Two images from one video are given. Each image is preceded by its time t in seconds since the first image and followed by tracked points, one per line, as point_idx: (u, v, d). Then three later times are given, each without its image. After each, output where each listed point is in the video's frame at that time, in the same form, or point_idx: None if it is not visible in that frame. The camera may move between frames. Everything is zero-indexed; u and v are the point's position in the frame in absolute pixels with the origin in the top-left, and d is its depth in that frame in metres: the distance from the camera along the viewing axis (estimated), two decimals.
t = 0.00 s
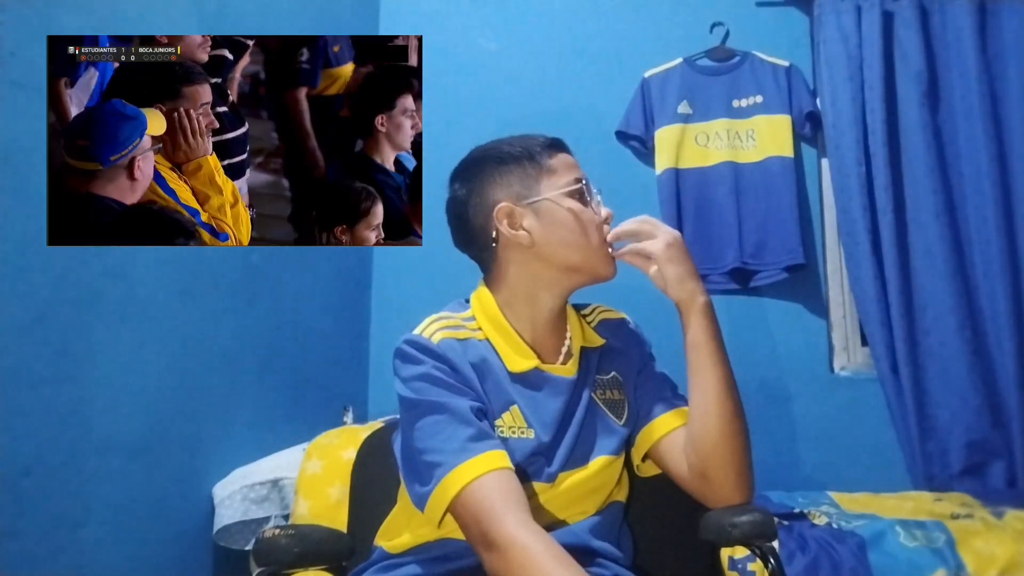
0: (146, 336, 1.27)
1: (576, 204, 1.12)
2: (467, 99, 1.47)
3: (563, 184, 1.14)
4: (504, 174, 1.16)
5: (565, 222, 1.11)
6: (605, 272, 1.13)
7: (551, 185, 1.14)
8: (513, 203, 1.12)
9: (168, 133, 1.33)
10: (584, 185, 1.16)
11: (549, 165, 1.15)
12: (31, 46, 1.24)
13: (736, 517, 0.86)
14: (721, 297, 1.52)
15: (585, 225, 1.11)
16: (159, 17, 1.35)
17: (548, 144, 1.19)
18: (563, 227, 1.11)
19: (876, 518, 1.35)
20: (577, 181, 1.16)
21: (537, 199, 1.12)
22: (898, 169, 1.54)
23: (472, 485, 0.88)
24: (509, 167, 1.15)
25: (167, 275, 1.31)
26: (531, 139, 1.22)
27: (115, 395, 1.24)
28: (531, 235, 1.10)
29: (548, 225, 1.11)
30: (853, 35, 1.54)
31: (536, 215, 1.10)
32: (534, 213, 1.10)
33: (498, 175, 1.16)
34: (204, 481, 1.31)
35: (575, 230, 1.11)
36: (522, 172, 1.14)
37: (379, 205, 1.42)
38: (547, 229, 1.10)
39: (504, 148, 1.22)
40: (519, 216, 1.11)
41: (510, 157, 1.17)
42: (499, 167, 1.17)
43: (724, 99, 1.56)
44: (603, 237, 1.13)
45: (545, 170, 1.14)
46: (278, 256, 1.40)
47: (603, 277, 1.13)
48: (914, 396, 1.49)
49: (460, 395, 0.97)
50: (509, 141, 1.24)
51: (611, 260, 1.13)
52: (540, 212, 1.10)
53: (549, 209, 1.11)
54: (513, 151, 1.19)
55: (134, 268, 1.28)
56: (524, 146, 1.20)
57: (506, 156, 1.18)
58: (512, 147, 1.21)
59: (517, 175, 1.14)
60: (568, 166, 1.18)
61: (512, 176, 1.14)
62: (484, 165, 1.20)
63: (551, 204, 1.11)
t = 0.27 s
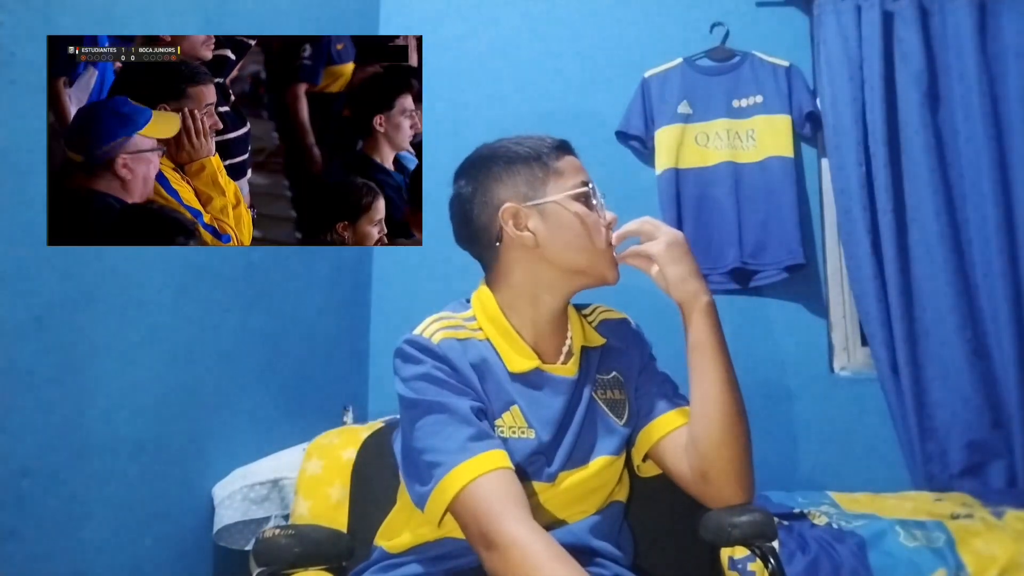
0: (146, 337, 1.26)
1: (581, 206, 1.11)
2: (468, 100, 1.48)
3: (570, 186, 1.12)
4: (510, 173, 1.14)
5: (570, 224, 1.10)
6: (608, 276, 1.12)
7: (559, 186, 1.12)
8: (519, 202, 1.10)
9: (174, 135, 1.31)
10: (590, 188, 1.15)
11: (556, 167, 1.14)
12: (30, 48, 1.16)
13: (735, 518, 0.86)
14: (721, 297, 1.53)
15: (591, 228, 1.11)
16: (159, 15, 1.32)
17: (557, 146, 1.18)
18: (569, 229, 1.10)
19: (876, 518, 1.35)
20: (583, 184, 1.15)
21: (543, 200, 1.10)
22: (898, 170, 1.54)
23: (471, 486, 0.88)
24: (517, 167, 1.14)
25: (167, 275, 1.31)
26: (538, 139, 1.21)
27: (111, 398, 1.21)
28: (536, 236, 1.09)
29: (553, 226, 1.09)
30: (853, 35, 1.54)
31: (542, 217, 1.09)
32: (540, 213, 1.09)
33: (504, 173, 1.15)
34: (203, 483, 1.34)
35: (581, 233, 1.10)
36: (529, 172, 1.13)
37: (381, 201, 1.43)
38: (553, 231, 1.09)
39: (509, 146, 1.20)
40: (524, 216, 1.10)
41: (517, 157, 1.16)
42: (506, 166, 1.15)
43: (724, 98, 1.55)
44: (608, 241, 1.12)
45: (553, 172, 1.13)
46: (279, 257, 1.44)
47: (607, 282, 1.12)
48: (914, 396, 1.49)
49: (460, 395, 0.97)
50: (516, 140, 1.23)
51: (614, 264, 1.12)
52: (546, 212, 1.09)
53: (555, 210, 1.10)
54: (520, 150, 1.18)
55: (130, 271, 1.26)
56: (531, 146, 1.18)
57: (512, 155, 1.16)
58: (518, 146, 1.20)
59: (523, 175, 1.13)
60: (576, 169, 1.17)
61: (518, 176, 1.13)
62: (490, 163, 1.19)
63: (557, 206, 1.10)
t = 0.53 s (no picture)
0: (146, 337, 1.26)
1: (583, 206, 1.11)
2: (472, 104, 1.50)
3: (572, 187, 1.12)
4: (513, 172, 1.13)
5: (572, 224, 1.09)
6: (611, 277, 1.10)
7: (562, 186, 1.12)
8: (522, 203, 1.10)
9: (177, 134, 1.31)
10: (593, 188, 1.14)
11: (559, 167, 1.13)
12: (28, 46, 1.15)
13: (734, 518, 0.86)
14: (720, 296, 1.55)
15: (593, 230, 1.09)
16: (159, 15, 1.32)
17: (559, 146, 1.17)
18: (571, 229, 1.09)
19: (876, 518, 1.35)
20: (585, 185, 1.14)
21: (546, 200, 1.10)
22: (898, 169, 1.54)
23: (472, 483, 0.88)
24: (518, 166, 1.13)
25: (167, 275, 1.30)
26: (540, 138, 1.20)
27: (112, 397, 1.21)
28: (537, 236, 1.09)
29: (555, 226, 1.08)
30: (853, 35, 1.53)
31: (544, 218, 1.09)
32: (543, 213, 1.09)
33: (506, 173, 1.14)
34: (204, 482, 1.34)
35: (583, 235, 1.09)
36: (531, 173, 1.12)
37: (381, 198, 1.43)
38: (554, 231, 1.08)
39: (511, 144, 1.19)
40: (526, 217, 1.09)
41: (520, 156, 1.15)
42: (508, 165, 1.15)
43: (724, 98, 1.55)
44: (610, 242, 1.10)
45: (555, 172, 1.12)
46: (283, 257, 1.46)
47: (608, 284, 1.10)
48: (914, 396, 1.49)
49: (461, 393, 0.97)
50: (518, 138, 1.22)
51: (618, 265, 1.10)
52: (550, 212, 1.09)
53: (557, 211, 1.09)
54: (522, 148, 1.17)
55: (131, 271, 1.26)
56: (535, 145, 1.17)
57: (514, 154, 1.15)
58: (520, 144, 1.19)
59: (525, 175, 1.12)
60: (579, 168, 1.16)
61: (520, 175, 1.12)
62: (491, 162, 1.18)
63: (560, 208, 1.09)
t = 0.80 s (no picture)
0: (146, 337, 1.26)
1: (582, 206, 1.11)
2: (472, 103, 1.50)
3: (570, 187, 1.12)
4: (511, 173, 1.13)
5: (571, 224, 1.09)
6: (611, 277, 1.10)
7: (560, 186, 1.12)
8: (521, 203, 1.10)
9: (178, 133, 1.31)
10: (592, 188, 1.14)
11: (556, 168, 1.13)
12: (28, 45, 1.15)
13: (734, 518, 0.86)
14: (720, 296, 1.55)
15: (592, 228, 1.09)
16: (159, 15, 1.32)
17: (557, 146, 1.17)
18: (569, 229, 1.09)
19: (876, 518, 1.35)
20: (583, 185, 1.14)
21: (544, 200, 1.10)
22: (898, 169, 1.54)
23: (472, 482, 0.88)
24: (516, 167, 1.13)
25: (167, 275, 1.30)
26: (538, 138, 1.20)
27: (112, 398, 1.21)
28: (536, 236, 1.09)
29: (554, 226, 1.08)
30: (853, 35, 1.54)
31: (543, 218, 1.09)
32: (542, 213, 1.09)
33: (504, 174, 1.14)
34: (204, 482, 1.34)
35: (581, 234, 1.09)
36: (529, 173, 1.12)
37: (381, 195, 1.43)
38: (553, 231, 1.08)
39: (509, 146, 1.19)
40: (525, 218, 1.09)
41: (517, 157, 1.15)
42: (506, 166, 1.15)
43: (724, 98, 1.55)
44: (609, 242, 1.10)
45: (553, 172, 1.12)
46: (282, 257, 1.46)
47: (609, 283, 1.10)
48: (914, 396, 1.49)
49: (462, 391, 0.97)
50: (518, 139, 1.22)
51: (618, 264, 1.10)
52: (547, 212, 1.09)
53: (556, 211, 1.09)
54: (520, 149, 1.17)
55: (131, 271, 1.26)
56: (532, 146, 1.18)
57: (512, 156, 1.15)
58: (517, 145, 1.19)
59: (523, 176, 1.12)
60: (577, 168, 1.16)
61: (518, 176, 1.12)
62: (490, 164, 1.18)
63: (558, 207, 1.09)
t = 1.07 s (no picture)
0: (146, 337, 1.26)
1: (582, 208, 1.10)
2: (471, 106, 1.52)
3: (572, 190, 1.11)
4: (512, 173, 1.13)
5: (572, 227, 1.09)
6: (610, 280, 1.10)
7: (561, 188, 1.11)
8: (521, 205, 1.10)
9: (178, 133, 1.31)
10: (593, 190, 1.14)
11: (558, 169, 1.12)
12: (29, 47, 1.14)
13: (734, 519, 0.86)
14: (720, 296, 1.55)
15: (591, 232, 1.09)
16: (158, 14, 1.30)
17: (560, 146, 1.16)
18: (570, 232, 1.08)
19: (876, 519, 1.35)
20: (585, 186, 1.13)
21: (545, 203, 1.09)
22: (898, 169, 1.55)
23: (471, 481, 0.88)
24: (518, 168, 1.12)
25: (167, 275, 1.30)
26: (542, 137, 1.19)
27: (112, 398, 1.21)
28: (536, 239, 1.08)
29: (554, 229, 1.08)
30: (853, 35, 1.53)
31: (543, 220, 1.09)
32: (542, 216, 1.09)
33: (506, 174, 1.14)
34: (205, 482, 1.34)
35: (581, 237, 1.08)
36: (531, 175, 1.11)
37: (382, 190, 1.43)
38: (554, 234, 1.08)
39: (511, 144, 1.18)
40: (525, 219, 1.09)
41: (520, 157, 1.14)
42: (508, 166, 1.14)
43: (724, 98, 1.55)
44: (609, 246, 1.10)
45: (555, 174, 1.11)
46: (284, 259, 1.47)
47: (607, 286, 1.10)
48: (914, 395, 1.49)
49: (461, 391, 0.97)
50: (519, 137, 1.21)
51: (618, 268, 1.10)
52: (548, 214, 1.09)
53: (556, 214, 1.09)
54: (522, 148, 1.16)
55: (131, 271, 1.26)
56: (535, 146, 1.17)
57: (515, 155, 1.14)
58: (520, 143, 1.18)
59: (525, 178, 1.12)
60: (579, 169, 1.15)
61: (520, 177, 1.12)
62: (492, 162, 1.17)
63: (558, 210, 1.09)
